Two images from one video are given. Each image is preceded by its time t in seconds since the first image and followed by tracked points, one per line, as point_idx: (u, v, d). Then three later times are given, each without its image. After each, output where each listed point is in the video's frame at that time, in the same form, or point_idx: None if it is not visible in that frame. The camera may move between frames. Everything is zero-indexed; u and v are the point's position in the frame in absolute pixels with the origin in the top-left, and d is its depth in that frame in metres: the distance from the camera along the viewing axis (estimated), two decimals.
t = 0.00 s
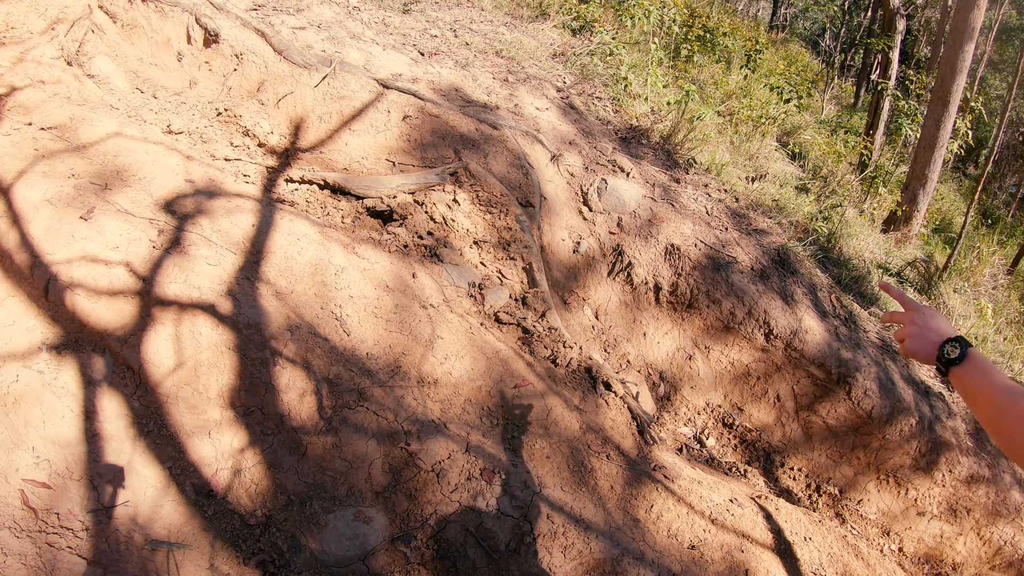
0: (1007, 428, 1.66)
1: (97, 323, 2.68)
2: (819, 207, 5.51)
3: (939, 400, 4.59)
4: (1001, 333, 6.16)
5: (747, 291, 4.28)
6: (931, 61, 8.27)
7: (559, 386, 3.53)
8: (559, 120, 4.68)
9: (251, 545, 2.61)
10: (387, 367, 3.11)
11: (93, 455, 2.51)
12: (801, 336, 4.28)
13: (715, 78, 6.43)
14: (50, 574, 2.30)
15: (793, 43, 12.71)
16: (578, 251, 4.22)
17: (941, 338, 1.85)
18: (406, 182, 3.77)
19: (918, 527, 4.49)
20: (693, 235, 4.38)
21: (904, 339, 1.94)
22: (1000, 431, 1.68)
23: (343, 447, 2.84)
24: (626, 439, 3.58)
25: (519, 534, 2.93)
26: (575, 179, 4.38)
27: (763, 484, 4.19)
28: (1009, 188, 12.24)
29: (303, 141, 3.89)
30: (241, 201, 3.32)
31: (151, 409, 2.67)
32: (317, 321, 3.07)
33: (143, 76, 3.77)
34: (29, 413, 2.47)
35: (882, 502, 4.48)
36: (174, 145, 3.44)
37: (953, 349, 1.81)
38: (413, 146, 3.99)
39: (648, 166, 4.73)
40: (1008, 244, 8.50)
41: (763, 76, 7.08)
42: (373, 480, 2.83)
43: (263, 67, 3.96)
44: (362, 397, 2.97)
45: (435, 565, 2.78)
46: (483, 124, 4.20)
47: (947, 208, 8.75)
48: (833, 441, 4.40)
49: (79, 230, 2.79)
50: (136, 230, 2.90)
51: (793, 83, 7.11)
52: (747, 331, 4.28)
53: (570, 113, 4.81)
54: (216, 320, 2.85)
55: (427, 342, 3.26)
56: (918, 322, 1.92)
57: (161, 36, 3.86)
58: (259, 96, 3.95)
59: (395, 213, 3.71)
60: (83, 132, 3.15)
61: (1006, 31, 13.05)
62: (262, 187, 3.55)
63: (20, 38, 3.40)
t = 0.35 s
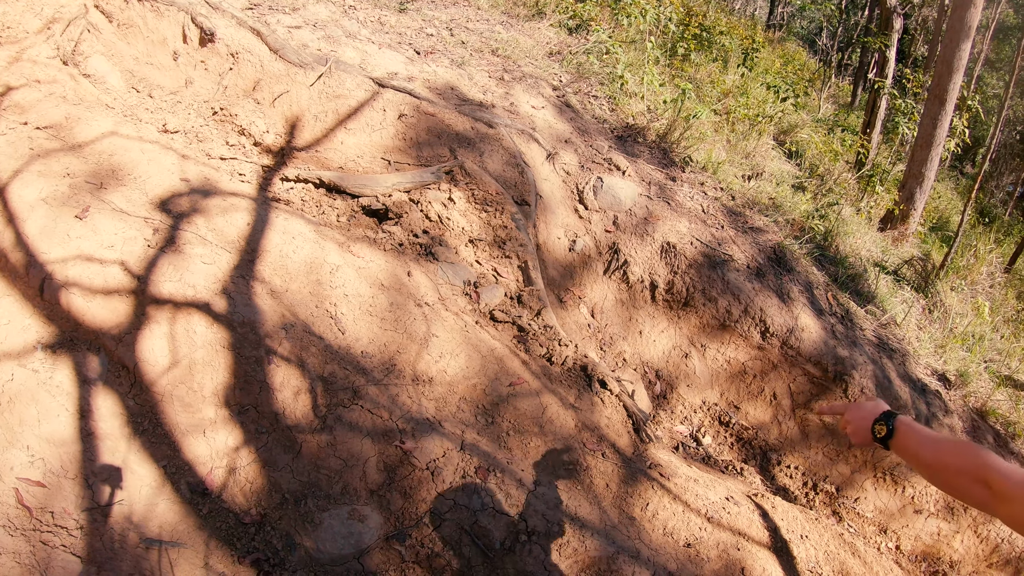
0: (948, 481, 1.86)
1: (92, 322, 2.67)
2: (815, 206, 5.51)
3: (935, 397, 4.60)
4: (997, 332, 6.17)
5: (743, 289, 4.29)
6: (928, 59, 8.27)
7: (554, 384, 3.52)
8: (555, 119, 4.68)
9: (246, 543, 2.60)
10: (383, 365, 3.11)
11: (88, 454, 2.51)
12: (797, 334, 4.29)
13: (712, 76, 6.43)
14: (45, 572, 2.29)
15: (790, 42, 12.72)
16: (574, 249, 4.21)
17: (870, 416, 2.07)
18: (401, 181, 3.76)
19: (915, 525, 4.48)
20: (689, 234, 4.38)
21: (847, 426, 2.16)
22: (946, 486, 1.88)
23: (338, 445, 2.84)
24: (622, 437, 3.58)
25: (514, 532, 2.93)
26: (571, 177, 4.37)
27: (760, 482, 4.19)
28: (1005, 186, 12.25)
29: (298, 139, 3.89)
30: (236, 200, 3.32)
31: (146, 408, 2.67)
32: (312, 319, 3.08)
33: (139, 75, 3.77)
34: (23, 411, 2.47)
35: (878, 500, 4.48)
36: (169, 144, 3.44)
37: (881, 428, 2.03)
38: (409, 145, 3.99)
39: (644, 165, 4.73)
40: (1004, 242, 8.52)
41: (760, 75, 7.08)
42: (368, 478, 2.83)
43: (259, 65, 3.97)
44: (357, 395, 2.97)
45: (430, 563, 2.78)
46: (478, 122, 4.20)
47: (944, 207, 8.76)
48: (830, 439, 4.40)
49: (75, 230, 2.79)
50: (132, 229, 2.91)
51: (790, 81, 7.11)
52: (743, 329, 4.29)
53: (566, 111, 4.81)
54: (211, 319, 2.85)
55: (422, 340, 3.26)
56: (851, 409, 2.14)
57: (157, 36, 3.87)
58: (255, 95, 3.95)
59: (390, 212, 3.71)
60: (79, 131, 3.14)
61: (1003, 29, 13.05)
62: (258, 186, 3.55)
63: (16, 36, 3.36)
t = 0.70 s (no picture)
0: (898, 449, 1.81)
1: (84, 331, 2.68)
2: (806, 203, 5.52)
3: (929, 392, 4.63)
4: (991, 325, 6.19)
5: (735, 288, 4.30)
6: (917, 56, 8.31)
7: (547, 385, 3.53)
8: (545, 120, 4.69)
9: (241, 549, 2.59)
10: (375, 369, 3.12)
11: (82, 462, 2.51)
12: (791, 331, 4.29)
13: (701, 76, 6.45)
14: None
15: (780, 41, 12.77)
16: (565, 250, 4.23)
17: (821, 368, 1.96)
18: (391, 185, 3.77)
19: (912, 519, 4.48)
20: (680, 233, 4.39)
21: (795, 376, 2.06)
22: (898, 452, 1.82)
23: (332, 450, 2.84)
24: (616, 437, 3.59)
25: (509, 534, 2.94)
26: (561, 178, 4.38)
27: (755, 480, 4.19)
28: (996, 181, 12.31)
29: (288, 145, 3.89)
30: (227, 207, 3.33)
31: (139, 416, 2.66)
32: (304, 325, 3.08)
33: (128, 83, 3.77)
34: (16, 421, 2.47)
35: (874, 495, 4.49)
36: (159, 152, 3.44)
37: (831, 383, 1.92)
38: (399, 149, 3.99)
39: (633, 165, 4.74)
40: (996, 236, 8.57)
41: (749, 73, 7.10)
42: (362, 483, 2.83)
43: (248, 72, 3.98)
44: (349, 399, 2.97)
45: (426, 566, 2.77)
46: (468, 125, 4.20)
47: (937, 202, 8.79)
48: (824, 435, 4.41)
49: (66, 239, 2.80)
50: (123, 238, 2.91)
51: (779, 80, 7.14)
52: (736, 328, 4.29)
53: (556, 113, 4.82)
54: (203, 326, 2.85)
55: (415, 344, 3.27)
56: (798, 360, 2.02)
57: (146, 44, 3.87)
58: (244, 101, 3.95)
59: (381, 216, 3.73)
60: (69, 140, 3.14)
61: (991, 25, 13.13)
62: (248, 192, 3.55)
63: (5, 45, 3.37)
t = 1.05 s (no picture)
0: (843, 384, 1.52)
1: (78, 345, 2.71)
2: (792, 202, 5.56)
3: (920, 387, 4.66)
4: (981, 319, 6.23)
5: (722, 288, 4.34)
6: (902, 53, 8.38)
7: (535, 390, 3.58)
8: (530, 127, 4.73)
9: (236, 557, 2.62)
10: (365, 377, 3.16)
11: (78, 475, 2.54)
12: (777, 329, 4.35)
13: (686, 78, 6.51)
14: None
15: (767, 41, 12.86)
16: (553, 255, 4.27)
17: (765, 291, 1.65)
18: (379, 195, 3.81)
19: (904, 514, 4.47)
20: (666, 235, 4.43)
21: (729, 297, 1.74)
22: (839, 387, 1.54)
23: (324, 458, 2.88)
24: (605, 439, 3.64)
25: (500, 537, 2.97)
26: (547, 184, 4.43)
27: (746, 478, 4.23)
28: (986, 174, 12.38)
29: (275, 157, 3.93)
30: (216, 219, 3.37)
31: (134, 428, 2.70)
32: (294, 335, 3.12)
33: (116, 98, 3.81)
34: (13, 436, 2.51)
35: (866, 491, 4.50)
36: (148, 166, 3.48)
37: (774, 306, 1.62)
38: (386, 158, 4.03)
39: (619, 169, 4.78)
40: (985, 230, 8.63)
41: (735, 74, 7.15)
42: (353, 489, 2.87)
43: (236, 85, 4.02)
44: (340, 408, 3.01)
45: (418, 570, 2.81)
46: (454, 133, 4.24)
47: (926, 197, 8.85)
48: (814, 432, 4.46)
49: (57, 254, 2.83)
50: (114, 252, 2.95)
51: (764, 80, 7.19)
52: (724, 328, 4.34)
53: (541, 119, 4.86)
54: (194, 338, 2.89)
55: (403, 351, 3.31)
56: (739, 278, 1.70)
57: (134, 58, 3.91)
58: (232, 114, 3.99)
59: (369, 225, 3.77)
60: (59, 156, 3.17)
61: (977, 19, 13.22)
62: (237, 205, 3.59)
63: None
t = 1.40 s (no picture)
0: (833, 446, 2.13)
1: (62, 356, 2.71)
2: (773, 197, 5.60)
3: (903, 376, 4.72)
4: (966, 307, 6.28)
5: (703, 284, 4.37)
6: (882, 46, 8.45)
7: (517, 389, 3.61)
8: (510, 127, 4.76)
9: (224, 563, 2.63)
10: (346, 381, 3.19)
11: (66, 485, 2.53)
12: (759, 323, 4.38)
13: (666, 75, 6.54)
14: None
15: (748, 37, 12.93)
16: (533, 255, 4.30)
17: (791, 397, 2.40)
18: (358, 199, 3.82)
19: (890, 503, 4.65)
20: (646, 232, 4.47)
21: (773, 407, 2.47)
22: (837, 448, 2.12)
23: (308, 461, 2.90)
24: (588, 436, 3.68)
25: (485, 535, 3.00)
26: (527, 184, 4.46)
27: (731, 471, 4.27)
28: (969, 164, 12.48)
29: (256, 164, 3.96)
30: (196, 227, 3.38)
31: (119, 437, 2.69)
32: (275, 340, 3.14)
33: (96, 108, 3.82)
34: None
35: (853, 481, 4.60)
36: (129, 176, 3.49)
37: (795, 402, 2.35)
38: (365, 162, 4.05)
39: (599, 167, 4.81)
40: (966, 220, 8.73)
41: (715, 71, 7.19)
42: (338, 492, 2.89)
43: (215, 92, 4.02)
44: (322, 411, 3.03)
45: (405, 571, 2.83)
46: (433, 136, 4.26)
47: (908, 188, 8.93)
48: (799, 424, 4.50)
49: (39, 266, 2.83)
50: (96, 262, 2.96)
51: (744, 76, 7.24)
52: (706, 323, 4.37)
53: (520, 120, 4.89)
54: (177, 345, 2.91)
55: (385, 354, 3.34)
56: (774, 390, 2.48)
57: (113, 67, 3.90)
58: (212, 122, 4.01)
59: (349, 230, 3.80)
60: (40, 168, 3.19)
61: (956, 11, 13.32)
62: (218, 212, 3.60)
63: None
